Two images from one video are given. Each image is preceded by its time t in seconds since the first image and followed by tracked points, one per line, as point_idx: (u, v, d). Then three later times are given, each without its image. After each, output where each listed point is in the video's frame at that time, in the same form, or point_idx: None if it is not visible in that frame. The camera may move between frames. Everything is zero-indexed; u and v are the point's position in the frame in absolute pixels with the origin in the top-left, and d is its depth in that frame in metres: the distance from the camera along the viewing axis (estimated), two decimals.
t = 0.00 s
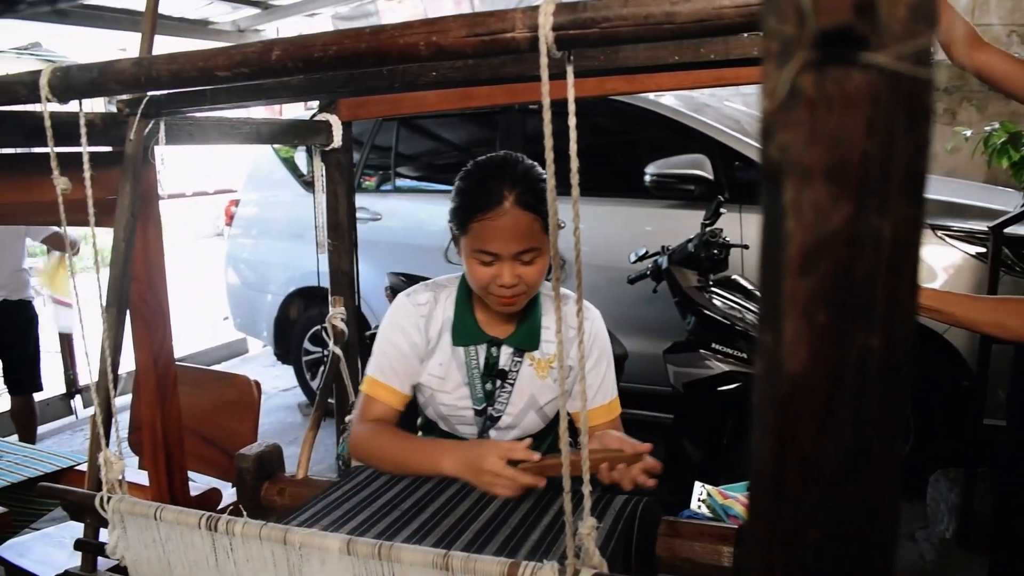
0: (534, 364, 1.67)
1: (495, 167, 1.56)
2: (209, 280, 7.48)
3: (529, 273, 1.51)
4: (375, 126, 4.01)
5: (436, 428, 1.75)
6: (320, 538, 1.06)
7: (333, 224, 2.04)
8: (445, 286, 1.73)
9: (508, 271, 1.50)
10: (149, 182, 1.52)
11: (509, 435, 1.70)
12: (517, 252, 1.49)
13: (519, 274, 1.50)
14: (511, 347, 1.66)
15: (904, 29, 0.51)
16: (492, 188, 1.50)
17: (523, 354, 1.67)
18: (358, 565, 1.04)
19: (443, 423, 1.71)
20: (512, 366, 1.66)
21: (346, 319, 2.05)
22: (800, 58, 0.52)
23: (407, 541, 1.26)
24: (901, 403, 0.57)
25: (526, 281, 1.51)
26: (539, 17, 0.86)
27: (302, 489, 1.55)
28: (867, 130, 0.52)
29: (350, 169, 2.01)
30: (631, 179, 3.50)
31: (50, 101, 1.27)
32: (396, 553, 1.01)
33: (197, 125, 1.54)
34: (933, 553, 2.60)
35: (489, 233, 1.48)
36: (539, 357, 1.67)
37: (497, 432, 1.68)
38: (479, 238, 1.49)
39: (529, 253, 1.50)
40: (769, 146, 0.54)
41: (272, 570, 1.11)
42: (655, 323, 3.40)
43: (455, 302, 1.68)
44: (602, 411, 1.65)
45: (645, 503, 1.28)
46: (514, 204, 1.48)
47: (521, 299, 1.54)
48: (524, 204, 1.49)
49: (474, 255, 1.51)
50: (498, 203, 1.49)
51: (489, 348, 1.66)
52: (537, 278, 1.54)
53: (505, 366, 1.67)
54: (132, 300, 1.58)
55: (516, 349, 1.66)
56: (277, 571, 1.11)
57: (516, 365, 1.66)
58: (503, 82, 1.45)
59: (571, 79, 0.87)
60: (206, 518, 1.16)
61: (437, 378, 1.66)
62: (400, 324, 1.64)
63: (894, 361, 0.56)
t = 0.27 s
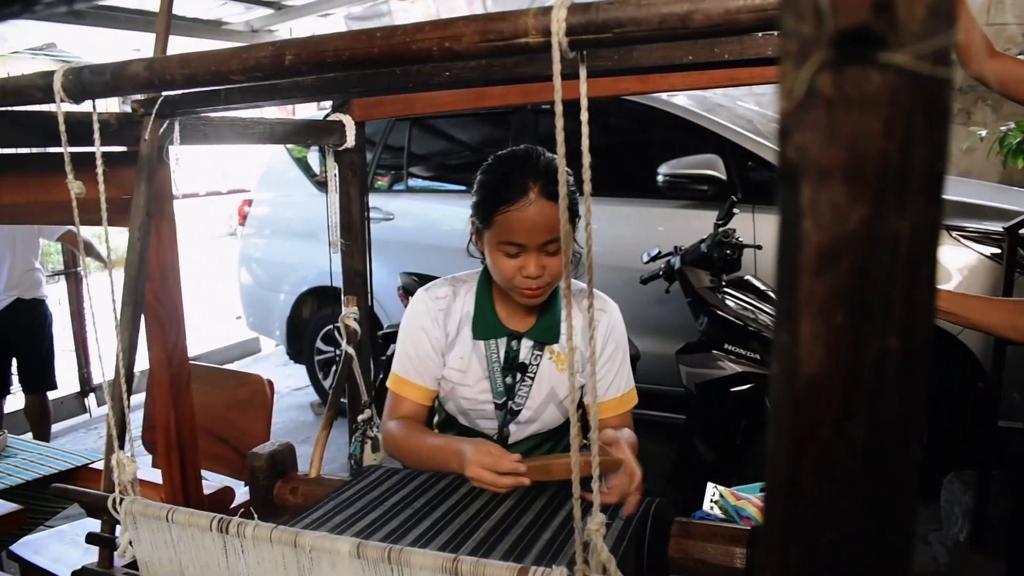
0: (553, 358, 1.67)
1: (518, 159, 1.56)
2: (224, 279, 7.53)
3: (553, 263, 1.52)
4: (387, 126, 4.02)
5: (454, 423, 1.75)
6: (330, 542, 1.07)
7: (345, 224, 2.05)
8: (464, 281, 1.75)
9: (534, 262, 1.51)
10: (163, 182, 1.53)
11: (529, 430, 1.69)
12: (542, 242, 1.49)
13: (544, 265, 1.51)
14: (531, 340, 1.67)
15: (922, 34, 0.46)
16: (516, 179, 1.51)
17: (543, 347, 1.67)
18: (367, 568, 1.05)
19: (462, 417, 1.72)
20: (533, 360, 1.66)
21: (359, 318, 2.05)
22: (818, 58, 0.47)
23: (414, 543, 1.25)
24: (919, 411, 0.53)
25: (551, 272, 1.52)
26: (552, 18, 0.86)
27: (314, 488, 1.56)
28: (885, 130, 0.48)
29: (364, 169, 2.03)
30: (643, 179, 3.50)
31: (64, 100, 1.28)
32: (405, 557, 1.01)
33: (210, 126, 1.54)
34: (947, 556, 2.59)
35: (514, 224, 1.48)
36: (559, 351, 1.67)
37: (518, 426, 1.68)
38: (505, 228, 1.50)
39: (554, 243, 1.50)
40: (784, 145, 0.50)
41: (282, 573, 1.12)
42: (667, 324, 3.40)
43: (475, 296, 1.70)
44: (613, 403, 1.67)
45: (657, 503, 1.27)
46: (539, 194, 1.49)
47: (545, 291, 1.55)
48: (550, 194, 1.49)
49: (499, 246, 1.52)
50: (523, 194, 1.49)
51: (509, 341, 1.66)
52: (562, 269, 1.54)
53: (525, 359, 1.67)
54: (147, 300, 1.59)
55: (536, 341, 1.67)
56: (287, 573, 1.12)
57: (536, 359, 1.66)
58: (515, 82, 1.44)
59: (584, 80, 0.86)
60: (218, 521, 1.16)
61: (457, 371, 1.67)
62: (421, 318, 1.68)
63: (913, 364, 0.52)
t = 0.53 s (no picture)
0: (566, 354, 1.70)
1: (529, 152, 1.57)
2: (233, 278, 7.55)
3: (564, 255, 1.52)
4: (395, 125, 4.02)
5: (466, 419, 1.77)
6: (338, 543, 1.07)
7: (353, 225, 2.06)
8: (478, 277, 1.79)
9: (544, 254, 1.51)
10: (172, 183, 1.54)
11: (540, 427, 1.72)
12: (552, 234, 1.49)
13: (554, 257, 1.51)
14: (545, 336, 1.70)
15: (933, 33, 0.46)
16: (526, 171, 1.51)
17: (556, 344, 1.70)
18: (374, 569, 1.05)
19: (474, 413, 1.75)
20: (546, 356, 1.69)
21: (367, 319, 2.05)
22: (830, 56, 0.47)
23: (422, 542, 1.26)
24: (931, 410, 0.52)
25: (562, 264, 1.52)
26: (561, 19, 0.85)
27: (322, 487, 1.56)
28: (897, 130, 0.47)
29: (372, 169, 2.03)
30: (651, 179, 3.49)
31: (73, 101, 1.29)
32: (412, 558, 1.01)
33: (220, 126, 1.55)
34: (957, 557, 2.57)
35: (524, 216, 1.48)
36: (571, 348, 1.70)
37: (529, 423, 1.71)
38: (514, 220, 1.50)
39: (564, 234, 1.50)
40: (796, 145, 0.49)
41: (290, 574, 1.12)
42: (675, 324, 3.39)
43: (489, 292, 1.74)
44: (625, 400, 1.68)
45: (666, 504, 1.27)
46: (549, 186, 1.49)
47: (555, 283, 1.55)
48: (559, 187, 1.50)
49: (509, 238, 1.52)
50: (533, 185, 1.49)
51: (522, 337, 1.70)
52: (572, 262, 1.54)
53: (538, 356, 1.70)
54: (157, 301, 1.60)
55: (549, 338, 1.70)
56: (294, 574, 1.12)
57: (549, 355, 1.70)
58: (524, 82, 1.44)
59: (593, 82, 0.86)
60: (225, 521, 1.17)
61: (471, 366, 1.71)
62: (435, 314, 1.71)
63: (925, 364, 0.51)
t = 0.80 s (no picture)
0: (568, 355, 1.70)
1: (530, 148, 1.57)
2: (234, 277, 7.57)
3: (563, 251, 1.52)
4: (398, 126, 4.03)
5: (468, 421, 1.78)
6: (340, 543, 1.07)
7: (355, 225, 2.06)
8: (482, 277, 1.80)
9: (544, 249, 1.51)
10: (174, 183, 1.54)
11: (542, 429, 1.71)
12: (551, 229, 1.49)
13: (554, 252, 1.51)
14: (546, 337, 1.69)
15: (937, 30, 0.46)
16: (526, 167, 1.52)
17: (558, 345, 1.70)
18: (377, 569, 1.05)
19: (477, 414, 1.75)
20: (548, 356, 1.69)
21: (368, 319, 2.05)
22: (833, 56, 0.46)
23: (423, 543, 1.26)
24: (934, 408, 0.52)
25: (561, 259, 1.52)
26: (564, 19, 0.85)
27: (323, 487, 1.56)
28: (900, 130, 0.47)
29: (374, 169, 2.03)
30: (653, 180, 3.50)
31: (75, 101, 1.28)
32: (414, 559, 1.01)
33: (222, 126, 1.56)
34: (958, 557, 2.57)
35: (524, 210, 1.49)
36: (573, 349, 1.69)
37: (531, 425, 1.70)
38: (514, 215, 1.50)
39: (563, 230, 1.50)
40: (798, 145, 0.48)
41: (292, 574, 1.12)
42: (677, 324, 3.40)
43: (492, 292, 1.74)
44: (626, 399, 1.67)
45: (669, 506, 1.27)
46: (549, 180, 1.49)
47: (555, 279, 1.54)
48: (559, 182, 1.50)
49: (509, 234, 1.52)
50: (533, 180, 1.49)
51: (524, 338, 1.69)
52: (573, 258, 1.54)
53: (541, 356, 1.70)
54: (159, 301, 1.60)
55: (550, 338, 1.69)
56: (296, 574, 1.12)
57: (552, 356, 1.69)
58: (527, 82, 1.45)
59: (594, 82, 0.86)
60: (227, 522, 1.17)
61: (474, 367, 1.72)
62: (439, 314, 1.73)
63: (926, 363, 0.51)
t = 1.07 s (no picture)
0: (568, 360, 1.70)
1: (526, 149, 1.57)
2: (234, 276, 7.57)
3: (561, 254, 1.52)
4: (398, 125, 4.04)
5: (468, 426, 1.79)
6: (339, 541, 1.07)
7: (355, 225, 2.06)
8: (479, 282, 1.79)
9: (540, 252, 1.51)
10: (174, 182, 1.54)
11: (544, 433, 1.72)
12: (548, 231, 1.49)
13: (551, 255, 1.51)
14: (546, 342, 1.70)
15: (937, 28, 0.46)
16: (522, 169, 1.52)
17: (558, 349, 1.70)
18: (376, 568, 1.05)
19: (478, 421, 1.76)
20: (548, 361, 1.69)
21: (368, 318, 2.05)
22: (835, 55, 0.46)
23: (424, 542, 1.26)
24: (934, 408, 0.52)
25: (559, 263, 1.52)
26: (564, 18, 0.85)
27: (323, 486, 1.56)
28: (901, 129, 0.47)
29: (373, 168, 2.03)
30: (653, 179, 3.50)
31: (75, 100, 1.28)
32: (414, 557, 1.01)
33: (222, 125, 1.56)
34: (957, 558, 2.58)
35: (520, 214, 1.49)
36: (573, 353, 1.70)
37: (532, 429, 1.71)
38: (510, 218, 1.51)
39: (560, 232, 1.50)
40: (800, 145, 0.48)
41: (291, 572, 1.12)
42: (677, 323, 3.40)
43: (491, 297, 1.74)
44: (637, 400, 1.66)
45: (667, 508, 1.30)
46: (544, 182, 1.49)
47: (554, 283, 1.55)
48: (555, 184, 1.50)
49: (506, 238, 1.53)
50: (529, 182, 1.49)
51: (524, 343, 1.69)
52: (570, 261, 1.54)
53: (541, 361, 1.70)
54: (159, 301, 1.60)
55: (550, 343, 1.70)
56: (296, 573, 1.12)
57: (552, 361, 1.69)
58: (528, 81, 1.45)
59: (595, 81, 0.86)
60: (227, 521, 1.17)
61: (473, 373, 1.72)
62: (436, 318, 1.71)
63: (927, 363, 0.51)
